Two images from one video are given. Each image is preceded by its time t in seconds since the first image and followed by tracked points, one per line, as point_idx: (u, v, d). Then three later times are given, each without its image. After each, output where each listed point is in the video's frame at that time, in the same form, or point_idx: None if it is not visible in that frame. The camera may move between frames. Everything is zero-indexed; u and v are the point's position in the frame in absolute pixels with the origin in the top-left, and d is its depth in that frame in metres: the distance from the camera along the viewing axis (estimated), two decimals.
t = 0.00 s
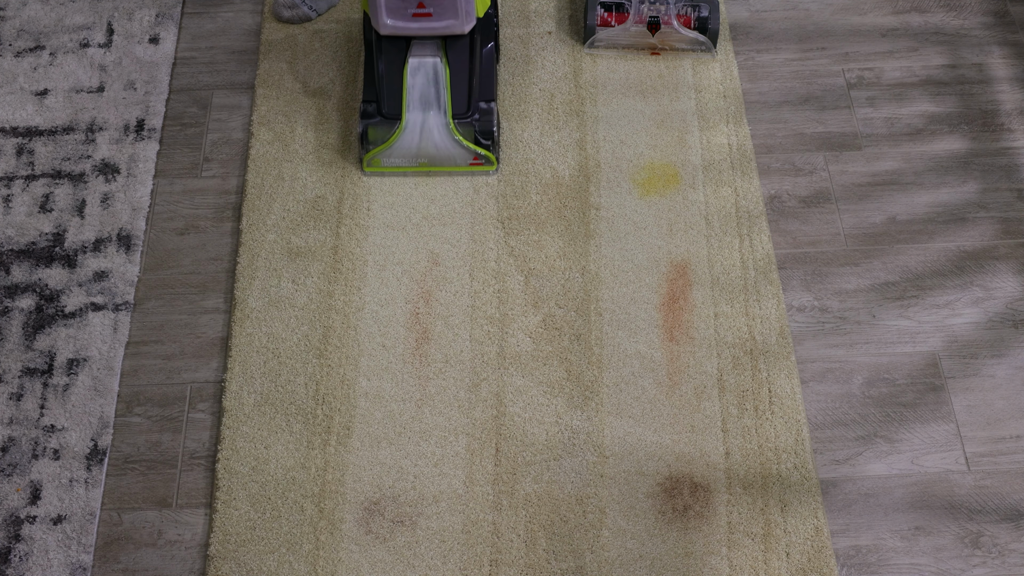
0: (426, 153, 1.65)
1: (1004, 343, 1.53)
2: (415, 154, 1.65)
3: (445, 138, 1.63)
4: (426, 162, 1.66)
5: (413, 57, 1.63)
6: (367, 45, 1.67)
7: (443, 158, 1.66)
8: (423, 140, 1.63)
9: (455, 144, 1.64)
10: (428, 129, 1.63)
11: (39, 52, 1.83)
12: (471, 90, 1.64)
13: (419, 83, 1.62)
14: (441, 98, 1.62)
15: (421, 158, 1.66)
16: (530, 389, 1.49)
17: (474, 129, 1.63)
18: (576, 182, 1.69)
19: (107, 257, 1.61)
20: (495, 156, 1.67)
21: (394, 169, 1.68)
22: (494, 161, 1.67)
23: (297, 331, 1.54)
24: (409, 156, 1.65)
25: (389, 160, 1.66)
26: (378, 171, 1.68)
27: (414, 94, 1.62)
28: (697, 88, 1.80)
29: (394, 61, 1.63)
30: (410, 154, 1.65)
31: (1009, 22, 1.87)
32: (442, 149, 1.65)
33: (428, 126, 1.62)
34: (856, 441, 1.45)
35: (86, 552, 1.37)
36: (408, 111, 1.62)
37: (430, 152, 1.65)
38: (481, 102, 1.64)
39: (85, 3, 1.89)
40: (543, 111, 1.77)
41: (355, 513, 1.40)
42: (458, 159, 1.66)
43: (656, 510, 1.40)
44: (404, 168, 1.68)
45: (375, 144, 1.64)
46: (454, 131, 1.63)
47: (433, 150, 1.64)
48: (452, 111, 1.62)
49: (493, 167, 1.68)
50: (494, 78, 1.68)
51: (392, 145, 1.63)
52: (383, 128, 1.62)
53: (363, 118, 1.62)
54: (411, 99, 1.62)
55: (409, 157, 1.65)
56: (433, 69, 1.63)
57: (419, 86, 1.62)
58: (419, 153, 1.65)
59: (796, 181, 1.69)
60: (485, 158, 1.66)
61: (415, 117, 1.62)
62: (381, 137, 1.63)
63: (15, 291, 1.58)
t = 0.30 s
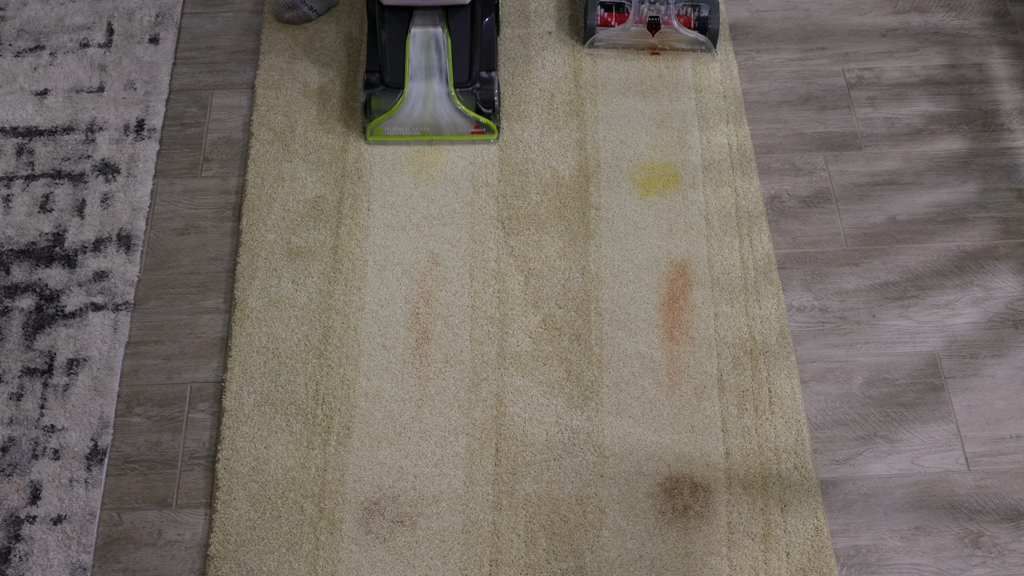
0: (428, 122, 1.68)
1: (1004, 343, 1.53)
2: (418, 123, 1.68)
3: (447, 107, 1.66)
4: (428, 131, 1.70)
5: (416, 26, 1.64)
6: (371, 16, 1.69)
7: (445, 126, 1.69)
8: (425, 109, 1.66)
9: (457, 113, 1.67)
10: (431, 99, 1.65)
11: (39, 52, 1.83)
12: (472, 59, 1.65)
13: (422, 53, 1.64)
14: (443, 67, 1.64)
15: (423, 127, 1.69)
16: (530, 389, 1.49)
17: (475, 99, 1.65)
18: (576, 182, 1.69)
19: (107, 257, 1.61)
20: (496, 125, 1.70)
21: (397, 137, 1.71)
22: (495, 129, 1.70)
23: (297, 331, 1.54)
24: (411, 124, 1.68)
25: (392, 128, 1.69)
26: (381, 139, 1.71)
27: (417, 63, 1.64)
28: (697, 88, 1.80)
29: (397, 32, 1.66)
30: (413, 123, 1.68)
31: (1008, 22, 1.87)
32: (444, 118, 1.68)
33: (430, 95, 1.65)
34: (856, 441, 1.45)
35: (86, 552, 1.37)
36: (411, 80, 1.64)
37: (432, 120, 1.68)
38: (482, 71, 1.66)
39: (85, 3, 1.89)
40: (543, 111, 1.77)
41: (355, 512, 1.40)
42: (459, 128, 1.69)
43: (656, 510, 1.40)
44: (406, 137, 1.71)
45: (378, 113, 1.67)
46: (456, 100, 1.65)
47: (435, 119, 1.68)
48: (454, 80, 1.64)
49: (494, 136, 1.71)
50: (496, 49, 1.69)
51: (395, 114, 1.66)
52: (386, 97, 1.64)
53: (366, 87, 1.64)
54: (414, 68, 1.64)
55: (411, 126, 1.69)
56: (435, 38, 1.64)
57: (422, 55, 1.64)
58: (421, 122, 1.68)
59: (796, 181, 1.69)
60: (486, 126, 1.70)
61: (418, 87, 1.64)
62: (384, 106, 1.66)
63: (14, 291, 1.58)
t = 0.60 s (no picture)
0: (431, 91, 1.72)
1: (1004, 343, 1.53)
2: (421, 92, 1.72)
3: (450, 76, 1.70)
4: (431, 100, 1.73)
5: None
6: None
7: (448, 96, 1.73)
8: (428, 78, 1.70)
9: (459, 82, 1.71)
10: (433, 68, 1.69)
11: (39, 52, 1.83)
12: (473, 28, 1.70)
13: (424, 23, 1.68)
14: (446, 37, 1.68)
15: (426, 96, 1.72)
16: (530, 389, 1.49)
17: (477, 67, 1.70)
18: (576, 182, 1.69)
19: (107, 257, 1.61)
20: (498, 94, 1.73)
21: (400, 107, 1.74)
22: (497, 98, 1.74)
23: (297, 331, 1.54)
24: (414, 93, 1.72)
25: (395, 98, 1.72)
26: (385, 109, 1.75)
27: (419, 33, 1.68)
28: (697, 88, 1.80)
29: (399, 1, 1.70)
30: (416, 92, 1.72)
31: (1008, 22, 1.87)
32: (447, 87, 1.71)
33: (433, 64, 1.69)
34: (856, 441, 1.45)
35: (86, 552, 1.37)
36: (414, 50, 1.68)
37: (435, 90, 1.72)
38: (483, 41, 1.70)
39: (85, 3, 1.89)
40: (543, 111, 1.77)
41: (355, 512, 1.40)
42: (462, 97, 1.73)
43: (656, 510, 1.40)
44: (410, 107, 1.75)
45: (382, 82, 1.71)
46: (458, 68, 1.69)
47: (438, 88, 1.71)
48: (456, 49, 1.69)
49: (496, 105, 1.75)
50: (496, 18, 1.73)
51: (398, 83, 1.70)
52: (390, 66, 1.70)
53: (370, 57, 1.70)
54: (416, 38, 1.67)
55: (414, 95, 1.72)
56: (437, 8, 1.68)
57: (424, 25, 1.68)
58: (424, 91, 1.71)
59: (796, 181, 1.69)
60: (488, 95, 1.73)
61: (421, 56, 1.68)
62: (388, 75, 1.70)
63: (14, 291, 1.58)
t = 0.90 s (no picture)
0: (432, 79, 1.73)
1: (1004, 342, 1.53)
2: (422, 81, 1.73)
3: (451, 65, 1.71)
4: (432, 89, 1.74)
5: None
6: None
7: (448, 84, 1.74)
8: (429, 66, 1.71)
9: (460, 71, 1.72)
10: (434, 56, 1.70)
11: (39, 52, 1.83)
12: (473, 18, 1.71)
13: (424, 11, 1.69)
14: (447, 26, 1.69)
15: (428, 84, 1.73)
16: (530, 389, 1.49)
17: (478, 56, 1.71)
18: (576, 182, 1.69)
19: (107, 257, 1.61)
20: (498, 83, 1.75)
21: (401, 96, 1.76)
22: (497, 87, 1.75)
23: (297, 331, 1.54)
24: (415, 82, 1.73)
25: (396, 87, 1.73)
26: (386, 98, 1.76)
27: (420, 22, 1.69)
28: (697, 88, 1.80)
29: None
30: (417, 81, 1.73)
31: (1008, 22, 1.87)
32: (447, 75, 1.73)
33: (433, 53, 1.70)
34: (856, 441, 1.45)
35: (86, 552, 1.37)
36: (415, 38, 1.69)
37: (436, 78, 1.73)
38: (483, 30, 1.71)
39: (85, 3, 1.89)
40: (543, 111, 1.77)
41: (355, 513, 1.40)
42: (462, 85, 1.74)
43: (656, 510, 1.40)
44: (411, 96, 1.76)
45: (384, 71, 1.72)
46: (458, 57, 1.70)
47: (438, 76, 1.72)
48: (456, 38, 1.69)
49: (496, 93, 1.76)
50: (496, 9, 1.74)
51: (400, 72, 1.71)
52: (391, 55, 1.70)
53: (371, 46, 1.70)
54: (417, 26, 1.69)
55: (415, 84, 1.73)
56: None
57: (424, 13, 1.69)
58: (425, 80, 1.73)
59: (796, 181, 1.69)
60: (488, 84, 1.74)
61: (421, 45, 1.69)
62: (389, 64, 1.71)
63: (15, 291, 1.58)
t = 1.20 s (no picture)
0: (431, 99, 1.70)
1: (1004, 342, 1.53)
2: (421, 100, 1.70)
3: (450, 85, 1.68)
4: (431, 108, 1.72)
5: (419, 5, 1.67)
6: None
7: (447, 104, 1.72)
8: (428, 87, 1.69)
9: (459, 91, 1.69)
10: (432, 77, 1.68)
11: (39, 52, 1.83)
12: (473, 37, 1.68)
13: (424, 31, 1.67)
14: (446, 46, 1.66)
15: (426, 104, 1.71)
16: (530, 389, 1.49)
17: (478, 76, 1.68)
18: (576, 182, 1.69)
19: (107, 257, 1.61)
20: (498, 102, 1.72)
21: (400, 116, 1.73)
22: (497, 106, 1.73)
23: (297, 331, 1.54)
24: (414, 102, 1.70)
25: (395, 106, 1.71)
26: (384, 117, 1.74)
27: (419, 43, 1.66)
28: (697, 88, 1.80)
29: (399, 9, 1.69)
30: (416, 101, 1.70)
31: (1008, 22, 1.87)
32: (446, 96, 1.70)
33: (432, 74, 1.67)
34: (856, 441, 1.45)
35: (86, 552, 1.37)
36: (414, 58, 1.66)
37: (435, 98, 1.70)
38: (483, 49, 1.68)
39: (85, 3, 1.89)
40: (543, 111, 1.77)
41: (355, 513, 1.40)
42: (462, 105, 1.72)
43: (656, 510, 1.40)
44: (409, 116, 1.74)
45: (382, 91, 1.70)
46: (458, 78, 1.68)
47: (437, 97, 1.70)
48: (456, 58, 1.67)
49: (496, 113, 1.74)
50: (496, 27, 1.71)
51: (398, 91, 1.69)
52: (389, 74, 1.68)
53: (369, 65, 1.67)
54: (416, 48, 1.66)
55: (414, 103, 1.71)
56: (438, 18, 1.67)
57: (424, 33, 1.66)
58: (424, 99, 1.70)
59: (796, 181, 1.69)
60: (488, 104, 1.72)
61: (420, 66, 1.66)
62: (387, 84, 1.69)
63: (15, 291, 1.58)
